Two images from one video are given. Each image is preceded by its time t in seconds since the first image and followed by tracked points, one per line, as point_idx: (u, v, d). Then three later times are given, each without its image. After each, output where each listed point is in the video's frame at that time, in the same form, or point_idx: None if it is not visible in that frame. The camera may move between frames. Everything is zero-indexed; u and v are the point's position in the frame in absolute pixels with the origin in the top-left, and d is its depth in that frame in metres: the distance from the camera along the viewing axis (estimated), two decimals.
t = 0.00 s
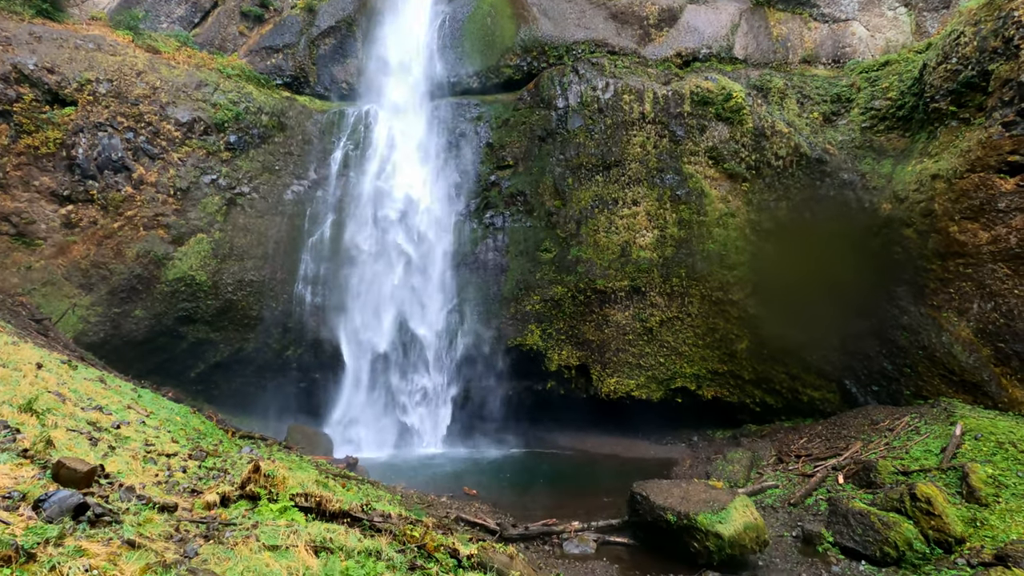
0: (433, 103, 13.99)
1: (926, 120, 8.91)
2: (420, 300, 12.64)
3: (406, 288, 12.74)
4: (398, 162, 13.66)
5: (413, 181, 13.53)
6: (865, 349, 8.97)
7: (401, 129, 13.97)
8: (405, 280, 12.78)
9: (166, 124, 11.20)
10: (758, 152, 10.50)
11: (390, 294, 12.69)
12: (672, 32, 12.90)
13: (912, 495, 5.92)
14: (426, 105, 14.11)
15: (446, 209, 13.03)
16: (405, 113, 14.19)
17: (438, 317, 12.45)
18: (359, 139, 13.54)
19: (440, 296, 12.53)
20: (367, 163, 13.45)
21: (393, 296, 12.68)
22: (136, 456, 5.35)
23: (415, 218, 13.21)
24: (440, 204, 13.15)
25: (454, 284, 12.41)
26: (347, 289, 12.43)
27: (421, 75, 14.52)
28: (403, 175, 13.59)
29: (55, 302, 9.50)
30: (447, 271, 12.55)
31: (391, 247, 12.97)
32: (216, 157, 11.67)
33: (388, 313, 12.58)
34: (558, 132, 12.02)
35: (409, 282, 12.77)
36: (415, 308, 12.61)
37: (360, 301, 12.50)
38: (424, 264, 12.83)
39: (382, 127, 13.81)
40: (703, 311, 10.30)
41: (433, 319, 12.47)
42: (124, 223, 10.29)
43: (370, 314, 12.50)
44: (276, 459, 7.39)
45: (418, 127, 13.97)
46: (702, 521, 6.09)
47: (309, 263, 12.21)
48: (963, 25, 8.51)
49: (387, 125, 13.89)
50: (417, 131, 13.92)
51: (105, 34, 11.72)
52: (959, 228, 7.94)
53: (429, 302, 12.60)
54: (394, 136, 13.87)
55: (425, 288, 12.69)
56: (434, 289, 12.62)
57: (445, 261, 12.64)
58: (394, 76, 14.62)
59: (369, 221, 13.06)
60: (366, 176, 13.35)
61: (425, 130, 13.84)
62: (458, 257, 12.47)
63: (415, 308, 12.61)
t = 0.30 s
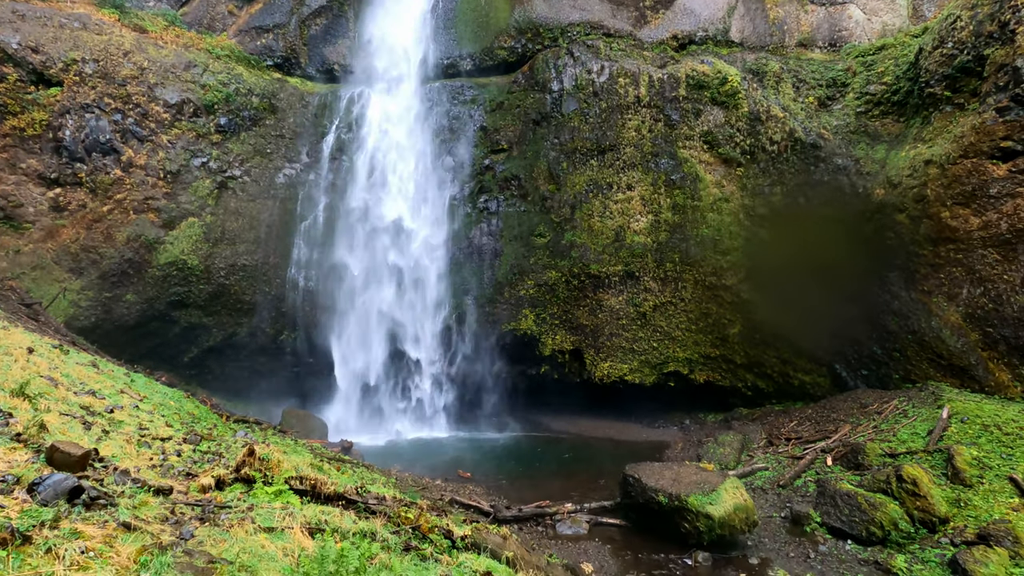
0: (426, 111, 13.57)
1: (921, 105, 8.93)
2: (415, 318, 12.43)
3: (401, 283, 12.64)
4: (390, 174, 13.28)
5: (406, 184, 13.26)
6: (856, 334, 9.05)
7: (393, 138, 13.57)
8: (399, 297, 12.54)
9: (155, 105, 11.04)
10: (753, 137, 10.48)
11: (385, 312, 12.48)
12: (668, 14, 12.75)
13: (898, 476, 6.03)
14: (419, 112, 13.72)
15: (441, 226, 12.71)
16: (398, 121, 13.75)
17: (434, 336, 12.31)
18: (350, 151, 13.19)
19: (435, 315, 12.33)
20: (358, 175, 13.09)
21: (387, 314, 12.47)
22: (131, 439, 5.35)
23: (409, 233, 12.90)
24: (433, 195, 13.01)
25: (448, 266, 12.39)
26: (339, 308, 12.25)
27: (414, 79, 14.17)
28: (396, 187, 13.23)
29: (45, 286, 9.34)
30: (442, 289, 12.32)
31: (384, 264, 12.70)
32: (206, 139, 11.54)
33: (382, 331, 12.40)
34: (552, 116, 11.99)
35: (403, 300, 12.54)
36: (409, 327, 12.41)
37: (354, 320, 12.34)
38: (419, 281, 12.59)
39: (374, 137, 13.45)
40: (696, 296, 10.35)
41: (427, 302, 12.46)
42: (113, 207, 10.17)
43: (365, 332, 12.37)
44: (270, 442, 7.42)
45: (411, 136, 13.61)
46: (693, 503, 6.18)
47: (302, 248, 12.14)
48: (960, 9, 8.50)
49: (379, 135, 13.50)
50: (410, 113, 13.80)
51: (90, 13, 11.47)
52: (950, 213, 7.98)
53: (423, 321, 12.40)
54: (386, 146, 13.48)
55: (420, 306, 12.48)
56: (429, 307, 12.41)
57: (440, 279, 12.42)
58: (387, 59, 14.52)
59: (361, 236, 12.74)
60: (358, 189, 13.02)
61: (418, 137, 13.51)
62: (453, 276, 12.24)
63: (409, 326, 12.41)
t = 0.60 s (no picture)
0: (416, 126, 13.27)
1: (912, 91, 9.00)
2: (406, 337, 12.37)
3: (392, 268, 12.66)
4: (379, 189, 13.01)
5: (397, 169, 13.21)
6: (844, 318, 9.17)
7: (382, 151, 13.24)
8: (390, 318, 12.45)
9: (140, 86, 10.85)
10: (745, 122, 10.47)
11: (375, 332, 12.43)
12: None
13: (882, 458, 6.15)
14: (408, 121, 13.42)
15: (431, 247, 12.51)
16: (387, 134, 13.41)
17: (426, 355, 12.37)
18: (338, 164, 12.90)
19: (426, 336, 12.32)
20: (346, 191, 12.80)
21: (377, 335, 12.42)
22: (121, 424, 5.32)
23: (399, 252, 12.71)
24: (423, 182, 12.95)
25: (440, 251, 12.42)
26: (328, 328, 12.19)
27: (403, 85, 13.77)
28: (386, 203, 12.99)
29: (30, 271, 9.14)
30: (433, 287, 12.32)
31: (374, 282, 12.57)
32: (193, 122, 11.37)
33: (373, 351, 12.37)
34: (545, 99, 11.94)
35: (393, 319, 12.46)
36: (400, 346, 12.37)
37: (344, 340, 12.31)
38: (409, 301, 12.49)
39: (362, 149, 13.16)
40: (687, 281, 10.40)
41: (419, 287, 12.51)
42: (99, 190, 10.01)
43: (355, 341, 12.36)
44: (262, 427, 7.42)
45: (400, 149, 13.30)
46: (682, 485, 6.28)
47: (293, 233, 12.05)
48: None
49: (368, 146, 13.20)
50: (401, 96, 13.71)
51: None
52: (939, 199, 8.05)
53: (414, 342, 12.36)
54: (375, 160, 13.17)
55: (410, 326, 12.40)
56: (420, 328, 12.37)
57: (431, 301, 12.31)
58: (377, 41, 14.38)
59: (349, 254, 12.55)
60: (347, 205, 12.75)
61: (409, 130, 13.37)
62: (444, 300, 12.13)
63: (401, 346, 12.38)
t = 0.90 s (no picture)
0: (406, 110, 13.13)
1: (901, 78, 9.07)
2: (396, 338, 12.31)
3: (382, 254, 12.57)
4: (367, 189, 12.80)
5: (386, 153, 13.05)
6: (830, 303, 9.29)
7: (370, 149, 12.96)
8: (379, 318, 12.38)
9: (121, 67, 10.62)
10: (736, 107, 10.46)
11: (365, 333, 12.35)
12: None
13: (865, 440, 6.28)
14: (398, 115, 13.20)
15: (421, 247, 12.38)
16: (375, 124, 13.17)
17: (418, 356, 12.39)
18: (325, 161, 12.65)
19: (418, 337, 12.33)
20: (333, 190, 12.56)
21: (367, 338, 12.33)
22: (107, 411, 5.29)
23: (388, 254, 12.57)
24: (412, 169, 12.78)
25: (430, 238, 12.34)
26: (317, 328, 12.12)
27: (391, 77, 13.48)
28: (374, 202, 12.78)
29: (12, 257, 8.93)
30: (424, 273, 12.26)
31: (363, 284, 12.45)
32: (176, 104, 11.17)
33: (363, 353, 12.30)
34: (535, 83, 11.85)
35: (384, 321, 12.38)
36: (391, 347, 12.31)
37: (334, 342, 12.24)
38: (399, 303, 12.40)
39: (349, 145, 12.91)
40: (676, 267, 10.45)
41: (409, 274, 12.44)
42: (81, 173, 9.80)
43: (345, 329, 12.31)
44: (251, 412, 7.42)
45: (388, 146, 13.06)
46: (669, 468, 6.37)
47: (280, 218, 11.90)
48: None
49: (356, 142, 12.94)
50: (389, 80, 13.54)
51: None
52: (925, 186, 8.12)
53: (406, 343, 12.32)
54: (363, 159, 12.92)
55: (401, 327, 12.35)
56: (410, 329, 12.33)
57: (422, 303, 12.26)
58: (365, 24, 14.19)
59: (338, 254, 12.39)
60: (334, 204, 12.53)
61: (398, 113, 13.21)
62: (436, 303, 12.11)
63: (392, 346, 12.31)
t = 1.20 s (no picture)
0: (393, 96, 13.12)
1: (887, 66, 9.15)
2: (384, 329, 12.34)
3: (369, 240, 12.55)
4: (354, 180, 12.68)
5: (372, 138, 12.98)
6: (816, 289, 9.40)
7: (357, 134, 12.90)
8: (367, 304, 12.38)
9: (98, 47, 10.35)
10: (724, 94, 10.47)
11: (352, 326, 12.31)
12: None
13: (846, 424, 6.41)
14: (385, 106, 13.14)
15: (409, 240, 12.35)
16: (361, 109, 13.11)
17: (406, 341, 12.39)
18: (310, 150, 12.47)
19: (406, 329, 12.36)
20: (319, 180, 12.42)
21: (355, 327, 12.28)
22: (90, 397, 5.24)
23: (376, 242, 12.53)
24: (399, 157, 12.72)
25: (417, 223, 12.31)
26: (303, 319, 12.06)
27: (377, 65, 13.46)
28: (361, 193, 12.67)
29: None
30: (411, 259, 12.26)
31: (351, 276, 12.41)
32: (157, 86, 10.95)
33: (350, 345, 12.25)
34: (524, 68, 11.76)
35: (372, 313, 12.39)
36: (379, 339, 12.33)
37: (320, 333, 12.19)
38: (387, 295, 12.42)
39: (336, 135, 12.75)
40: (664, 253, 10.51)
41: (396, 259, 12.43)
42: (59, 156, 9.56)
43: (332, 315, 12.25)
44: (237, 398, 7.40)
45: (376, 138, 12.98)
46: (655, 451, 6.46)
47: (266, 203, 11.76)
48: None
49: (342, 132, 12.80)
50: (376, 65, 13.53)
51: None
52: (909, 173, 8.21)
53: (393, 335, 12.36)
54: (349, 146, 12.80)
55: (389, 320, 12.39)
56: (399, 321, 12.38)
57: (410, 289, 12.27)
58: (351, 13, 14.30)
59: (324, 245, 12.31)
60: (321, 194, 12.40)
61: (385, 99, 13.19)
62: (425, 296, 12.16)
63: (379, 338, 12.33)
